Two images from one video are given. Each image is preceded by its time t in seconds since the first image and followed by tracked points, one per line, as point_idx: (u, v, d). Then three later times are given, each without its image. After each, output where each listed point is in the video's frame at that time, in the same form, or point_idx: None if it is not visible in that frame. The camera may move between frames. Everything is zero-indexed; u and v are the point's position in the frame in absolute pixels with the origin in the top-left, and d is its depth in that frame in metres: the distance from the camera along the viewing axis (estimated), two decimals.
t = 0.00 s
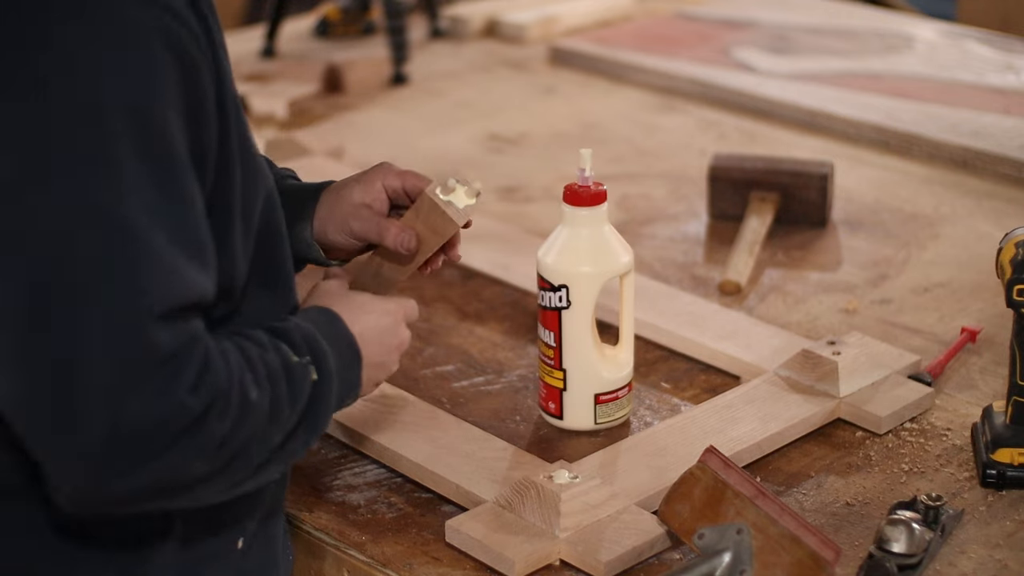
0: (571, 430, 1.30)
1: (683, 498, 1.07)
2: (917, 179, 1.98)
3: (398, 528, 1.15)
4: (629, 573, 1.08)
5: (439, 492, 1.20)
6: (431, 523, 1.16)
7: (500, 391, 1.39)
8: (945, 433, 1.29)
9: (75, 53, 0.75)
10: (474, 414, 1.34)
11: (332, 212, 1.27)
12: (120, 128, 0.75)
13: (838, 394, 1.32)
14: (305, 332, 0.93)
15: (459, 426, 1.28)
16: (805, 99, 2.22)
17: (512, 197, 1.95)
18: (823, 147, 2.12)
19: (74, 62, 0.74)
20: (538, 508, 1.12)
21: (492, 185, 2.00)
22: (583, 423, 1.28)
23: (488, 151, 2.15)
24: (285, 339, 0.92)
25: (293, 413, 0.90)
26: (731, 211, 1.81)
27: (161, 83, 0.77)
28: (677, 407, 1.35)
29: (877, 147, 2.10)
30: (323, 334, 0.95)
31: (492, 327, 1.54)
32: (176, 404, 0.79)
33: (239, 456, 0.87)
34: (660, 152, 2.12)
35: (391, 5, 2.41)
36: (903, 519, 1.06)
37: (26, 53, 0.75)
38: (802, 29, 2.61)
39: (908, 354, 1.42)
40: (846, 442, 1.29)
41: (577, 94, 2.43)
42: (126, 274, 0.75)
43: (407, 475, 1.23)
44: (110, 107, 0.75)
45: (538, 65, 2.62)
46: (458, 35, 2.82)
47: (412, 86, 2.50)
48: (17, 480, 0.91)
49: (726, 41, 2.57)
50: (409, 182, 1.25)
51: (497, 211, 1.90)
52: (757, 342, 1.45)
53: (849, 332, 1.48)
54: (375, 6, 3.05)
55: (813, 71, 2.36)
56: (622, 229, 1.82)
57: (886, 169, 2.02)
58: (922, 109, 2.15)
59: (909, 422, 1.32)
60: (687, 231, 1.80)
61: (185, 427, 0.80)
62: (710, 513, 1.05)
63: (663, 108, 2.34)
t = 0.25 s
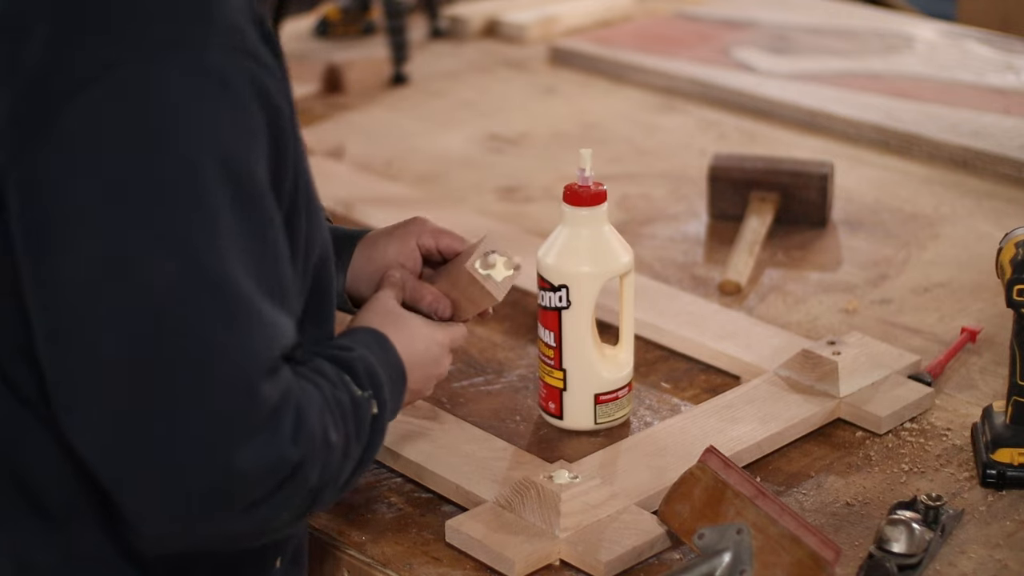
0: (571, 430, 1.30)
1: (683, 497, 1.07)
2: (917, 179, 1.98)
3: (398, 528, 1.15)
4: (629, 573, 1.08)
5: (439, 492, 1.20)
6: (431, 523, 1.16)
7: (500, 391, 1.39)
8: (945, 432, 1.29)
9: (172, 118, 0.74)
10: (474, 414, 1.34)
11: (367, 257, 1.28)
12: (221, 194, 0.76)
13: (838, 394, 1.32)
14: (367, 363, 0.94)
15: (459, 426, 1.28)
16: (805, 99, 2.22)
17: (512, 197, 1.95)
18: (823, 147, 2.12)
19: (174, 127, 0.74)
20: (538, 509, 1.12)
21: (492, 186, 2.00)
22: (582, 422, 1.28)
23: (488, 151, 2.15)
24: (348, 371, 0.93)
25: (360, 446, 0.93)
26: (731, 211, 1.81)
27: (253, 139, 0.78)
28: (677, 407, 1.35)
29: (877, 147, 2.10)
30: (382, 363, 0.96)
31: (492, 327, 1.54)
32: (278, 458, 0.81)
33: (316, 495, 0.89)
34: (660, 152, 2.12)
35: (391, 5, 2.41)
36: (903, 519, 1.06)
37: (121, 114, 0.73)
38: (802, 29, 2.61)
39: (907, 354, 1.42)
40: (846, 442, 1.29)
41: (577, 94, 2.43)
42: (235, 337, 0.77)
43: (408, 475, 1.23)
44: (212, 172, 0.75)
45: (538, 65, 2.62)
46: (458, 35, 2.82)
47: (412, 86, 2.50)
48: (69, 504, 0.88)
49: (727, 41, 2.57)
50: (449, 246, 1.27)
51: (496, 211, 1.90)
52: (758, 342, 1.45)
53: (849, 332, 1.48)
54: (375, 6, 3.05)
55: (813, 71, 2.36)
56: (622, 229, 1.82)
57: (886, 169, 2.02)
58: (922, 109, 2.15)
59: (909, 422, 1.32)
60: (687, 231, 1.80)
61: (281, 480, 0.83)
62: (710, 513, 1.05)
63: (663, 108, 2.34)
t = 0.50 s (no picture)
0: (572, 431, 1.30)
1: (683, 498, 1.07)
2: (917, 179, 1.98)
3: (398, 528, 1.15)
4: (628, 573, 1.08)
5: (439, 492, 1.20)
6: (431, 523, 1.16)
7: (500, 391, 1.39)
8: (945, 433, 1.29)
9: (242, 151, 0.74)
10: (474, 414, 1.34)
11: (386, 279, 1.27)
12: (287, 227, 0.76)
13: (838, 394, 1.32)
14: (401, 391, 0.94)
15: (459, 426, 1.28)
16: (805, 99, 2.22)
17: (512, 197, 1.95)
18: (823, 147, 2.12)
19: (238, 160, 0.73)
20: (538, 509, 1.12)
21: (492, 186, 2.00)
22: (582, 422, 1.28)
23: (488, 151, 2.15)
24: (383, 399, 0.93)
25: (393, 471, 0.94)
26: (731, 211, 1.81)
27: (320, 171, 0.78)
28: (677, 407, 1.35)
29: (877, 147, 2.10)
30: (411, 388, 0.96)
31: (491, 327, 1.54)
32: (330, 491, 0.82)
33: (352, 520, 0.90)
34: (660, 152, 2.12)
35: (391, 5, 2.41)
36: (902, 519, 1.06)
37: (191, 144, 0.72)
38: (802, 29, 2.61)
39: (907, 354, 1.42)
40: (846, 442, 1.29)
41: (577, 94, 2.43)
42: (296, 370, 0.77)
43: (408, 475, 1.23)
44: (279, 207, 0.75)
45: (538, 65, 2.62)
46: (458, 35, 2.82)
47: (412, 86, 2.50)
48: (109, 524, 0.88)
49: (727, 41, 2.58)
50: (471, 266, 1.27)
51: (496, 211, 1.90)
52: (758, 342, 1.45)
53: (849, 332, 1.48)
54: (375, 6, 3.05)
55: (813, 71, 2.36)
56: (622, 229, 1.82)
57: (886, 169, 2.02)
58: (922, 109, 2.15)
59: (909, 422, 1.32)
60: (687, 231, 1.80)
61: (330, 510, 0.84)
62: (710, 513, 1.05)
63: (663, 108, 2.34)
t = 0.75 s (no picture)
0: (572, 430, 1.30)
1: (683, 498, 1.07)
2: (917, 179, 1.98)
3: (399, 528, 1.15)
4: (629, 573, 1.08)
5: (439, 492, 1.20)
6: (431, 523, 1.16)
7: (500, 391, 1.39)
8: (945, 433, 1.29)
9: (298, 160, 0.75)
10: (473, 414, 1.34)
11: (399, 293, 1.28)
12: (338, 237, 0.77)
13: (838, 394, 1.32)
14: (422, 389, 0.95)
15: (459, 426, 1.28)
16: (805, 99, 2.22)
17: (511, 197, 1.95)
18: (823, 147, 2.12)
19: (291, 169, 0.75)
20: (538, 509, 1.12)
21: (492, 186, 2.00)
22: (584, 422, 1.28)
23: (488, 151, 2.15)
24: (406, 399, 0.93)
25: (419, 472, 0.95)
26: (731, 211, 1.81)
27: (369, 182, 0.79)
28: (677, 407, 1.35)
29: (877, 147, 2.10)
30: (432, 387, 0.97)
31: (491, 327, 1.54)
32: (368, 493, 0.85)
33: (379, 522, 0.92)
34: (660, 152, 2.12)
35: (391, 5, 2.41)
36: (903, 519, 1.06)
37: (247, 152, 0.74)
38: (802, 29, 2.61)
39: (908, 354, 1.42)
40: (846, 442, 1.29)
41: (577, 94, 2.43)
42: (342, 377, 0.79)
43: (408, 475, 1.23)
44: (331, 217, 0.77)
45: (538, 65, 2.62)
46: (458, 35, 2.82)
47: (412, 86, 2.50)
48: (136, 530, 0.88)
49: (727, 41, 2.58)
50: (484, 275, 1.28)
51: (496, 211, 1.90)
52: (758, 342, 1.45)
53: (849, 332, 1.48)
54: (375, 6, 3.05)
55: (814, 71, 2.36)
56: (622, 229, 1.82)
57: (886, 169, 2.02)
58: (922, 109, 2.15)
59: (909, 422, 1.32)
60: (687, 231, 1.80)
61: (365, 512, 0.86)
62: (710, 513, 1.05)
63: (663, 108, 2.34)
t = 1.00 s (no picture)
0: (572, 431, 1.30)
1: (683, 498, 1.07)
2: (917, 179, 1.98)
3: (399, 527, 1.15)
4: (628, 573, 1.08)
5: (439, 491, 1.20)
6: (432, 523, 1.16)
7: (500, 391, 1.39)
8: (945, 433, 1.29)
9: (337, 178, 0.74)
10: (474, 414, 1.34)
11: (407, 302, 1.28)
12: (375, 255, 0.77)
13: (838, 394, 1.32)
14: (438, 412, 0.95)
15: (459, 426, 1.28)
16: (805, 99, 2.22)
17: (511, 197, 1.95)
18: (824, 147, 2.12)
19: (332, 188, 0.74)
20: (538, 509, 1.12)
21: (492, 186, 2.00)
22: (584, 422, 1.28)
23: (488, 151, 2.15)
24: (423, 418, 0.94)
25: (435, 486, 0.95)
26: (731, 211, 1.81)
27: (406, 200, 0.79)
28: (677, 407, 1.35)
29: (877, 147, 2.10)
30: (444, 408, 0.97)
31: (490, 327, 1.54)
32: (395, 509, 0.85)
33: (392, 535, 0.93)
34: (660, 152, 2.12)
35: (391, 5, 2.41)
36: (903, 519, 1.06)
37: (286, 171, 0.73)
38: (802, 29, 2.61)
39: (908, 354, 1.41)
40: (846, 442, 1.29)
41: (577, 94, 2.43)
42: (377, 396, 0.78)
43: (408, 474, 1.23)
44: (369, 236, 0.76)
45: (538, 65, 2.62)
46: (458, 35, 2.82)
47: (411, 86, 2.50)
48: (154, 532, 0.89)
49: (727, 41, 2.58)
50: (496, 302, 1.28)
51: (496, 211, 1.90)
52: (758, 342, 1.45)
53: (849, 332, 1.48)
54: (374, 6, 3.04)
55: (814, 71, 2.36)
56: (622, 229, 1.82)
57: (886, 169, 2.02)
58: (922, 109, 2.15)
59: (909, 422, 1.32)
60: (687, 231, 1.80)
61: (390, 527, 0.86)
62: (710, 513, 1.05)
63: (663, 108, 2.34)
